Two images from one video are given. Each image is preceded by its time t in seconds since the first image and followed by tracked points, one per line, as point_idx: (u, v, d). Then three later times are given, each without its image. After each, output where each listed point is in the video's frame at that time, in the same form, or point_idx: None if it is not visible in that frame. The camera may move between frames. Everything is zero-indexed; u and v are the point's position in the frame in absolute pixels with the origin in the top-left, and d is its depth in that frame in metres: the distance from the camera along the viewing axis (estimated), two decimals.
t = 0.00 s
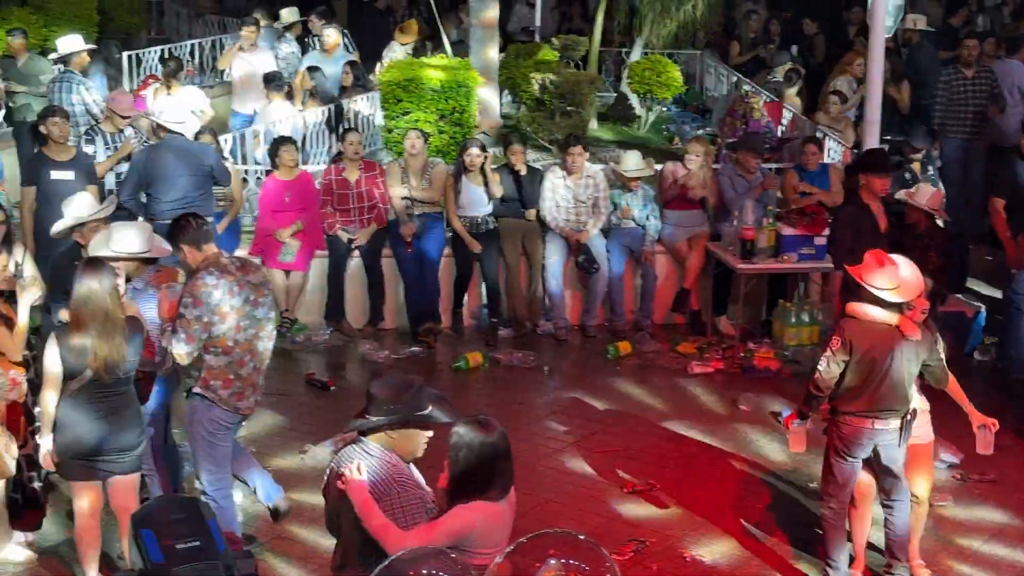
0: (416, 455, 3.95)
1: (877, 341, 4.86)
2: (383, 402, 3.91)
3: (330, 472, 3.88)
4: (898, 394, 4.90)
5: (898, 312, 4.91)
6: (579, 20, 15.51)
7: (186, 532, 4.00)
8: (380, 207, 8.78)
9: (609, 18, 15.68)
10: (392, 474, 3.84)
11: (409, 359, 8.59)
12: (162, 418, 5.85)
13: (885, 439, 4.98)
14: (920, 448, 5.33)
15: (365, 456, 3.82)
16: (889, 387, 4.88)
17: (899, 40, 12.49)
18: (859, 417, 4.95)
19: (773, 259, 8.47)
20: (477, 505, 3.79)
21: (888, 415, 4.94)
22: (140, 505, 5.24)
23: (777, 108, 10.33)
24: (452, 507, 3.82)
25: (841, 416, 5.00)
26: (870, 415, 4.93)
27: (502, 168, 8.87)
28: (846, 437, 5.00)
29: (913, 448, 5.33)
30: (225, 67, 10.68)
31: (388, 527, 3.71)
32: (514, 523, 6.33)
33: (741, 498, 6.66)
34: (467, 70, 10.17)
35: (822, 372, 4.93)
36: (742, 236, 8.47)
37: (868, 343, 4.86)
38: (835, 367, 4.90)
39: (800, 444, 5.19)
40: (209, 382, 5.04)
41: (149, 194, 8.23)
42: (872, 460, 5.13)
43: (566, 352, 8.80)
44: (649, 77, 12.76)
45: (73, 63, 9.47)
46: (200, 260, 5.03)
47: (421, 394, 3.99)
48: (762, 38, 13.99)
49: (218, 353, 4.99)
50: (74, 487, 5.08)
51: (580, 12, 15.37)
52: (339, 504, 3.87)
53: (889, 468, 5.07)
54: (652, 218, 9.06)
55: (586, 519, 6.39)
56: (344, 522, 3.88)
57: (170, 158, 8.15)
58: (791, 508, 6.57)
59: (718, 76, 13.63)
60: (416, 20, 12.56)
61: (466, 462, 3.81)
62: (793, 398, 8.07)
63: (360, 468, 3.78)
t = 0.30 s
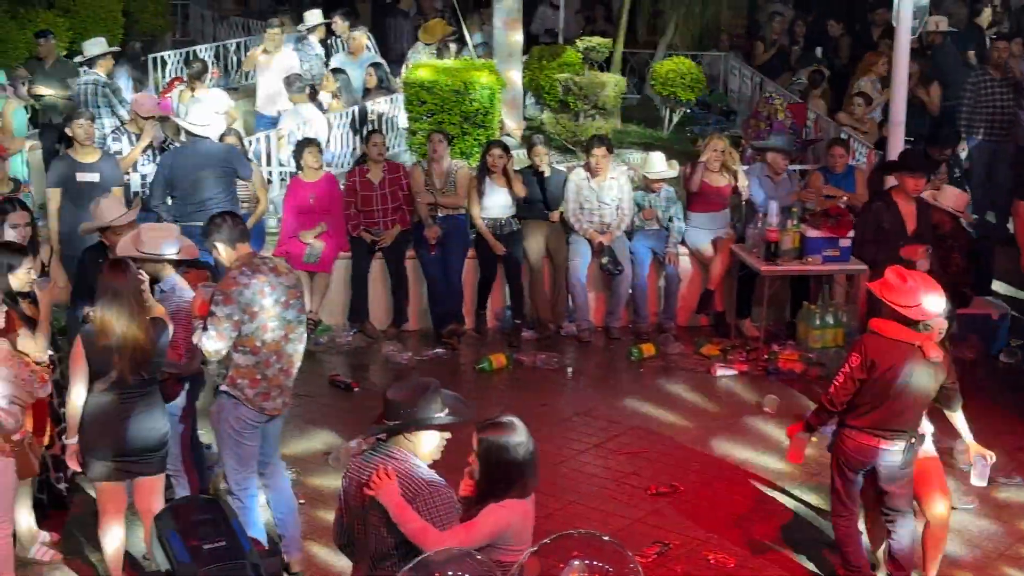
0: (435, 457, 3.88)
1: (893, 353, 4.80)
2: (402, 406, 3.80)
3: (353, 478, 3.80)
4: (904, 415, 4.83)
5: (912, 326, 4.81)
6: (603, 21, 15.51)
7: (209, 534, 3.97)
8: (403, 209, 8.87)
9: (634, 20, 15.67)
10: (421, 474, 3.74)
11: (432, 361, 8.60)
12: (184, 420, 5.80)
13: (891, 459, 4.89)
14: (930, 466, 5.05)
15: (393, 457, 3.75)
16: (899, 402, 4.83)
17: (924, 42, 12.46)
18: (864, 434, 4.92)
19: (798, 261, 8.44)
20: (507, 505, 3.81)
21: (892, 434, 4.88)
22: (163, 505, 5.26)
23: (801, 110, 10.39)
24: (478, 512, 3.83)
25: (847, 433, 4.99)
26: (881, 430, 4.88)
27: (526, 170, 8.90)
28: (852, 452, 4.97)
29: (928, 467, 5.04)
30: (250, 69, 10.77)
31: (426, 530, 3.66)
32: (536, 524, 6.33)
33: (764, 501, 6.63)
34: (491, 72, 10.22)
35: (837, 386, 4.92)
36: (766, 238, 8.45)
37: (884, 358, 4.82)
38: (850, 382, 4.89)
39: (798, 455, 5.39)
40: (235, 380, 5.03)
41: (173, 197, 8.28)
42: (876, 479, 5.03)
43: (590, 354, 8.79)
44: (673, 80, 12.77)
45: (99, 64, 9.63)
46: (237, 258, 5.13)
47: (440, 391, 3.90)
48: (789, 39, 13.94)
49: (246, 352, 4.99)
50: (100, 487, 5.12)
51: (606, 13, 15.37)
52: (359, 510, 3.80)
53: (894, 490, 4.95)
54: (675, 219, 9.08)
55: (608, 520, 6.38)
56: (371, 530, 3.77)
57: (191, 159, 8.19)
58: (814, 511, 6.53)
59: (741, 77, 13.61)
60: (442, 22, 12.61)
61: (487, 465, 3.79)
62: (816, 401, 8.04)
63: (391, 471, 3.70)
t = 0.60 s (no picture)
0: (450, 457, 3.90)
1: (908, 363, 4.73)
2: (419, 406, 3.84)
3: (371, 488, 3.75)
4: (937, 420, 4.74)
5: (926, 334, 4.76)
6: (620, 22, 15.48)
7: (227, 533, 3.98)
8: (420, 210, 8.85)
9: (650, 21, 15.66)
10: (441, 474, 3.72)
11: (449, 361, 8.61)
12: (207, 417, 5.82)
13: (928, 468, 4.78)
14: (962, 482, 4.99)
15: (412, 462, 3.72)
16: (920, 409, 4.73)
17: (941, 42, 12.43)
18: (897, 447, 4.78)
19: (816, 262, 8.38)
20: (528, 498, 3.88)
21: (928, 443, 4.77)
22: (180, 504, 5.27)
23: (818, 111, 10.38)
24: (501, 505, 3.88)
25: (879, 449, 4.82)
26: (911, 443, 4.76)
27: (543, 171, 8.92)
28: (887, 470, 4.82)
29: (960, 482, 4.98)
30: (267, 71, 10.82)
31: (456, 529, 3.66)
32: (553, 524, 6.34)
33: (781, 502, 6.62)
34: (507, 73, 10.25)
35: (853, 401, 4.83)
36: (783, 239, 8.39)
37: (898, 369, 4.74)
38: (867, 396, 4.79)
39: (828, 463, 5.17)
40: (259, 375, 5.04)
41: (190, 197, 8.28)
42: (909, 492, 4.94)
43: (606, 355, 8.78)
44: (690, 80, 12.76)
45: (116, 67, 9.70)
46: (261, 255, 5.09)
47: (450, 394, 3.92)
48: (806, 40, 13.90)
49: (269, 348, 5.00)
50: (117, 485, 5.10)
51: (622, 14, 15.36)
52: (379, 518, 3.76)
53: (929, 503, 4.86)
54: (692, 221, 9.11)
55: (625, 521, 6.38)
56: (395, 536, 3.74)
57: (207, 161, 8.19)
58: (831, 511, 6.53)
59: (758, 78, 13.59)
60: (459, 22, 12.63)
61: (505, 460, 3.82)
62: (834, 402, 8.02)
63: (411, 476, 3.66)
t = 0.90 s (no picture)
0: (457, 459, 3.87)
1: (904, 361, 4.70)
2: (427, 413, 3.73)
3: (385, 496, 3.73)
4: (932, 422, 4.69)
5: (928, 335, 4.72)
6: (630, 21, 15.43)
7: (236, 534, 3.98)
8: (429, 210, 8.90)
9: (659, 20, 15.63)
10: (459, 481, 3.70)
11: (458, 361, 8.61)
12: (219, 414, 5.85)
13: (917, 470, 4.74)
14: (961, 486, 4.92)
15: (429, 469, 3.70)
16: (914, 406, 4.68)
17: (951, 41, 12.42)
18: (890, 448, 4.75)
19: (825, 262, 8.38)
20: (540, 502, 3.93)
21: (918, 444, 4.72)
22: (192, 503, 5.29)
23: (827, 111, 10.36)
24: (512, 510, 3.92)
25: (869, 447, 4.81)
26: (901, 442, 4.73)
27: (552, 171, 8.93)
28: (874, 468, 4.81)
29: (959, 484, 4.91)
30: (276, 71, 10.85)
31: (479, 538, 3.67)
32: (562, 523, 6.35)
33: (789, 501, 6.62)
34: (516, 72, 10.26)
35: (850, 392, 4.80)
36: (792, 239, 8.37)
37: (899, 365, 4.71)
38: (863, 390, 4.76)
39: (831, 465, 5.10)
40: (274, 370, 5.11)
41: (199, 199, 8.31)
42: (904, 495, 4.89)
43: (615, 354, 8.78)
44: (700, 79, 12.76)
45: (125, 67, 9.72)
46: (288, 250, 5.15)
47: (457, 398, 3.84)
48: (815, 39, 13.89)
49: (284, 344, 5.06)
50: (129, 486, 5.12)
51: (631, 13, 15.36)
52: (395, 525, 3.74)
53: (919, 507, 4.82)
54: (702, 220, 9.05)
55: (635, 521, 6.38)
56: (413, 544, 3.73)
57: (216, 160, 8.21)
58: (843, 511, 6.52)
59: (767, 77, 13.57)
60: (467, 22, 12.63)
61: (516, 462, 3.85)
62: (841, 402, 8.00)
63: (430, 485, 3.64)
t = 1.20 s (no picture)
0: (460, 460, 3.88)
1: (898, 366, 4.67)
2: (433, 416, 3.72)
3: (392, 499, 3.72)
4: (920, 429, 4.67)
5: (927, 342, 4.67)
6: (630, 19, 15.41)
7: (239, 531, 3.88)
8: (430, 208, 8.91)
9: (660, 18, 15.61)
10: (469, 481, 3.72)
11: (458, 359, 8.61)
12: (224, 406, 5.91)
13: (904, 478, 4.75)
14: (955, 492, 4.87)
15: (438, 470, 3.70)
16: (905, 412, 4.67)
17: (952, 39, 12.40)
18: (880, 452, 4.78)
19: (826, 260, 8.41)
20: (547, 501, 3.97)
21: (906, 451, 4.72)
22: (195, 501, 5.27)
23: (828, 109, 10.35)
24: (519, 510, 3.96)
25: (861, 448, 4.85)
26: (889, 446, 4.74)
27: (552, 170, 8.90)
28: (865, 468, 4.84)
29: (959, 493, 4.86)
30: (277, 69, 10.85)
31: (496, 535, 3.71)
32: (563, 523, 6.34)
33: (790, 500, 6.62)
34: (517, 71, 10.25)
35: (840, 388, 4.82)
36: (793, 237, 8.38)
37: (890, 370, 4.68)
38: (853, 387, 4.78)
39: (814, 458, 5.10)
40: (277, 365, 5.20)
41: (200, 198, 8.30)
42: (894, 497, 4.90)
43: (616, 353, 8.77)
44: (700, 78, 12.76)
45: (126, 65, 9.71)
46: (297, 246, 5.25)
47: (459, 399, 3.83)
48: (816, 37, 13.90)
49: (289, 338, 5.16)
50: (128, 483, 5.11)
51: (630, 12, 15.37)
52: (404, 530, 3.72)
53: (911, 514, 4.82)
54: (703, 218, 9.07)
55: (637, 519, 6.38)
56: (422, 547, 3.72)
57: (217, 160, 8.16)
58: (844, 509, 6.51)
59: (768, 75, 13.56)
60: (468, 20, 12.62)
61: (521, 461, 3.89)
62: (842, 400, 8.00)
63: (442, 486, 3.66)
